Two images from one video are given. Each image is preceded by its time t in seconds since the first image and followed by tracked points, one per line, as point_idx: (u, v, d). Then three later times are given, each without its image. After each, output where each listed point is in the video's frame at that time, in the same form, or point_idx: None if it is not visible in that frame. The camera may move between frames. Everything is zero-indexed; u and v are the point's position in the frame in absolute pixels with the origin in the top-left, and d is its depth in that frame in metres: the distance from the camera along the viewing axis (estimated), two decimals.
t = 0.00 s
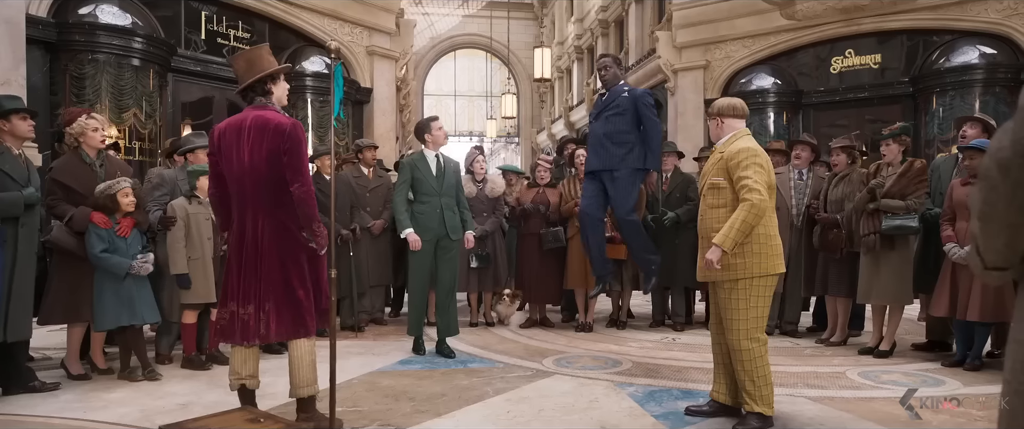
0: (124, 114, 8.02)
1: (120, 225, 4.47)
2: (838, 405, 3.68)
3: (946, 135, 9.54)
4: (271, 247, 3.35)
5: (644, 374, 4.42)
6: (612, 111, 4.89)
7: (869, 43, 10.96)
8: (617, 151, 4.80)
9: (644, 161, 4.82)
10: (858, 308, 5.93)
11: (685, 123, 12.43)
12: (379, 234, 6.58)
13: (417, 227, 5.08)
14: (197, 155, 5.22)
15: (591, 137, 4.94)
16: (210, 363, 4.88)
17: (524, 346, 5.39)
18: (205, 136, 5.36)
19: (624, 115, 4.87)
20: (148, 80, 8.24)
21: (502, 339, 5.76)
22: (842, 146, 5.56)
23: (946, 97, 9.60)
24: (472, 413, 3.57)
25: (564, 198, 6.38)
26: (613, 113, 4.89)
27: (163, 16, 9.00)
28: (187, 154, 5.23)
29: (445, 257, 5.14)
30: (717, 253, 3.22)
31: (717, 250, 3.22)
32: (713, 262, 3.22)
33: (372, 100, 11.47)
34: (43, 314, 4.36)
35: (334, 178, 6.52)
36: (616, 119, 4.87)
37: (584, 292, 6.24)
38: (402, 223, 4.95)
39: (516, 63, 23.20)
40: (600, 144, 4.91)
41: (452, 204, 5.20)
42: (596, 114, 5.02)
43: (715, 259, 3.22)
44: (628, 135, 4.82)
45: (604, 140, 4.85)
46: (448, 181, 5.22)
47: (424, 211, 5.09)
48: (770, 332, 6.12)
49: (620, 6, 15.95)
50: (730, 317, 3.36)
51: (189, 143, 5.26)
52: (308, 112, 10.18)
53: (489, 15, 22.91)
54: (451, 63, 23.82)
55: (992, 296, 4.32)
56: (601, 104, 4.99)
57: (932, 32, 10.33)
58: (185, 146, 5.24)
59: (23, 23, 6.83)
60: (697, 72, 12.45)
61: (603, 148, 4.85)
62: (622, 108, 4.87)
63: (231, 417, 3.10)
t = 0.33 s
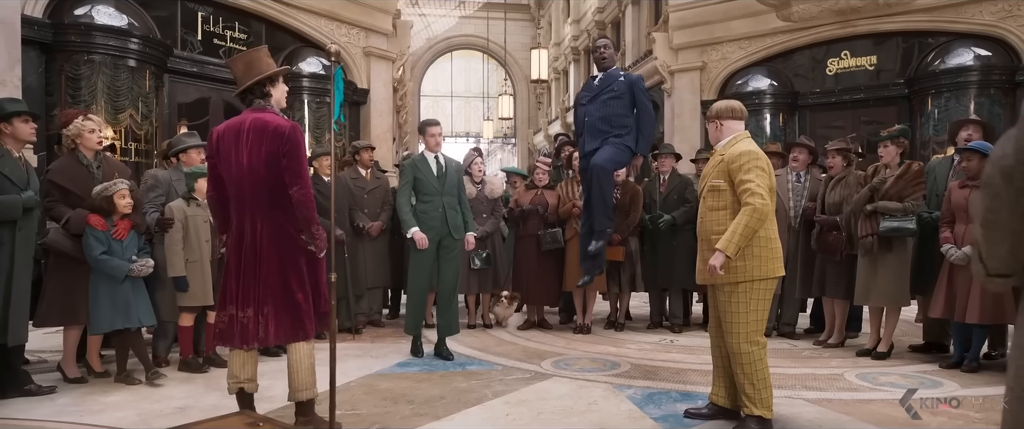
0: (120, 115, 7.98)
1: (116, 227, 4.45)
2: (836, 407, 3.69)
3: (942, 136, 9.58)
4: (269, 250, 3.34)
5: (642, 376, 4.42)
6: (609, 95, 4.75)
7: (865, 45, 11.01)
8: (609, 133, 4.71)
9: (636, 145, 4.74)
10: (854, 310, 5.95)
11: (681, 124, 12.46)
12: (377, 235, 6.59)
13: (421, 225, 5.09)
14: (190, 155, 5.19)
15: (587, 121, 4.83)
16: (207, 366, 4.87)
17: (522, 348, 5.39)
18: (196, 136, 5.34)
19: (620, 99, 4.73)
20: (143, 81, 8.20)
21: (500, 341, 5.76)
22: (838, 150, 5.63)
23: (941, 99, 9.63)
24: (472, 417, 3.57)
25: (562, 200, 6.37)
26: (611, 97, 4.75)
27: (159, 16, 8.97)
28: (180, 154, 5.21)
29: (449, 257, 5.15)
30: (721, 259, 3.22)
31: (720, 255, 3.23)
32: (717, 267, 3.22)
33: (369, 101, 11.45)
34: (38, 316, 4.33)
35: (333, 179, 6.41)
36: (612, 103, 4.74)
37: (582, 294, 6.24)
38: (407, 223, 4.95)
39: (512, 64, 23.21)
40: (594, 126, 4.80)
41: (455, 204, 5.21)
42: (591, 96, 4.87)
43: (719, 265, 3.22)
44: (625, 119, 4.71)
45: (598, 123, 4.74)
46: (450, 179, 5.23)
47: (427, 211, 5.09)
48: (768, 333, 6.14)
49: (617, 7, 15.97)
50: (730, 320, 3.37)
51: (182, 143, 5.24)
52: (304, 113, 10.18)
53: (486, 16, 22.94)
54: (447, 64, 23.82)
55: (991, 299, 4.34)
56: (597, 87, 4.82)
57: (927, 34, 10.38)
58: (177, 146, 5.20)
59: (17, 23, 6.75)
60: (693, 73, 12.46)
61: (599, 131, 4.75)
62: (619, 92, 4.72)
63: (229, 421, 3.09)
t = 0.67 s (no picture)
0: (117, 119, 7.97)
1: (115, 232, 4.44)
2: (835, 412, 3.72)
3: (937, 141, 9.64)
4: (268, 256, 3.35)
5: (641, 381, 4.44)
6: (604, 82, 5.08)
7: (860, 50, 11.07)
8: (610, 120, 5.01)
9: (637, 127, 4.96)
10: (853, 315, 5.97)
11: (678, 129, 12.51)
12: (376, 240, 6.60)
13: (416, 223, 5.10)
14: (182, 157, 5.22)
15: (582, 108, 5.15)
16: (205, 372, 4.86)
17: (521, 353, 5.40)
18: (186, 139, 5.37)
19: (615, 86, 5.06)
20: (141, 85, 8.18)
21: (499, 346, 5.77)
22: (833, 155, 5.63)
23: (936, 103, 9.69)
24: (473, 423, 3.58)
25: (561, 204, 6.39)
26: (606, 84, 5.08)
27: (156, 20, 9.00)
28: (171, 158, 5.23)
29: (450, 256, 5.17)
30: (721, 268, 3.26)
31: (721, 264, 3.27)
32: (718, 276, 3.26)
33: (367, 106, 11.45)
34: (36, 321, 4.35)
35: (334, 184, 6.39)
36: (608, 90, 5.06)
37: (581, 299, 6.25)
38: (391, 212, 4.89)
39: (509, 69, 23.24)
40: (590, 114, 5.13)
41: (451, 201, 5.21)
42: (587, 84, 5.21)
43: (720, 274, 3.26)
44: (622, 105, 5.01)
45: (596, 110, 5.06)
46: (448, 177, 5.22)
47: (426, 210, 5.12)
48: (766, 338, 6.15)
49: (614, 12, 16.01)
50: (730, 326, 3.40)
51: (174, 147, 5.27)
52: (302, 117, 10.20)
53: (483, 20, 22.98)
54: (444, 68, 23.82)
55: (990, 306, 4.37)
56: (592, 75, 5.16)
57: (922, 39, 10.45)
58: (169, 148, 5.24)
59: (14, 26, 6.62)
60: (690, 78, 12.50)
61: (597, 118, 5.06)
62: (613, 79, 5.07)
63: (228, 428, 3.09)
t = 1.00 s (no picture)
0: (113, 126, 7.95)
1: (110, 239, 4.42)
2: (834, 421, 3.73)
3: (932, 148, 9.68)
4: (268, 264, 3.34)
5: (640, 389, 4.45)
6: (600, 70, 5.19)
7: (855, 57, 11.13)
8: (606, 108, 5.15)
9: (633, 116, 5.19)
10: (850, 322, 6.00)
11: (675, 136, 12.56)
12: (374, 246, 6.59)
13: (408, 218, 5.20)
14: (171, 164, 5.14)
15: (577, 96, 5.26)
16: (202, 380, 4.84)
17: (519, 361, 5.39)
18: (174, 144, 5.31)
19: (610, 74, 5.18)
20: (138, 91, 8.16)
21: (496, 353, 5.77)
22: (829, 162, 5.69)
23: (931, 110, 9.74)
24: None
25: (558, 212, 6.40)
26: (601, 72, 5.20)
27: (152, 26, 9.03)
28: (160, 164, 5.15)
29: (446, 250, 5.20)
30: (719, 275, 3.27)
31: (718, 271, 3.28)
32: (716, 284, 3.27)
33: (363, 112, 11.45)
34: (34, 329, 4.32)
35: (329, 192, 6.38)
36: (602, 78, 5.20)
37: (579, 306, 6.25)
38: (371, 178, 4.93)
39: (506, 75, 23.31)
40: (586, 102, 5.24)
41: (443, 196, 5.24)
42: (581, 71, 5.30)
43: (717, 281, 3.27)
44: (616, 94, 5.16)
45: (591, 98, 5.19)
46: (442, 172, 5.22)
47: (418, 207, 5.19)
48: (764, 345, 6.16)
49: (610, 19, 16.07)
50: (729, 333, 3.40)
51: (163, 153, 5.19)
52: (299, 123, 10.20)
53: (480, 27, 23.04)
54: (441, 75, 23.85)
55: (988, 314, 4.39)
56: (587, 63, 5.25)
57: (916, 47, 10.52)
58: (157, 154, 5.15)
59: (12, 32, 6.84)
60: (686, 85, 12.56)
61: (592, 107, 5.19)
62: (609, 67, 5.18)
63: None
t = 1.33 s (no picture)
0: (110, 133, 7.93)
1: (104, 250, 4.38)
2: None
3: (926, 156, 9.74)
4: (267, 273, 3.34)
5: (639, 398, 4.44)
6: (594, 57, 5.32)
7: (850, 66, 11.18)
8: (600, 94, 5.30)
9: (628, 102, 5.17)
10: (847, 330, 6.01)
11: (671, 143, 12.61)
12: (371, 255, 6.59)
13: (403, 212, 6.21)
14: (162, 172, 5.05)
15: (571, 82, 5.41)
16: (198, 390, 4.81)
17: (517, 370, 5.39)
18: (164, 151, 5.16)
19: (604, 61, 5.32)
20: (134, 99, 8.15)
21: (495, 362, 5.76)
22: (826, 170, 5.68)
23: (925, 119, 9.80)
24: None
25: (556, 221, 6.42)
26: (596, 60, 5.33)
27: (148, 33, 9.02)
28: (151, 172, 5.07)
29: (441, 238, 6.22)
30: (719, 284, 3.32)
31: (718, 280, 3.32)
32: (716, 293, 3.31)
33: (360, 119, 11.44)
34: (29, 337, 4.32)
35: (326, 201, 6.36)
36: (597, 65, 5.33)
37: (577, 315, 6.24)
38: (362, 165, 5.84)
39: (502, 83, 23.35)
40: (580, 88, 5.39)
41: (437, 193, 6.21)
42: (576, 58, 5.42)
43: (718, 290, 3.31)
44: (610, 80, 5.31)
45: (586, 84, 5.34)
46: (435, 170, 6.20)
47: (411, 205, 6.18)
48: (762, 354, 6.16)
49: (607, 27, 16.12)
50: (730, 342, 3.41)
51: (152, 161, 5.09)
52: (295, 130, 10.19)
53: (477, 35, 23.14)
54: (437, 82, 23.91)
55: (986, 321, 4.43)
56: (582, 50, 5.37)
57: (910, 56, 10.58)
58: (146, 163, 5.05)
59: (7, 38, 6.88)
60: (681, 93, 12.61)
61: (586, 92, 5.34)
62: (603, 55, 5.31)
63: None
